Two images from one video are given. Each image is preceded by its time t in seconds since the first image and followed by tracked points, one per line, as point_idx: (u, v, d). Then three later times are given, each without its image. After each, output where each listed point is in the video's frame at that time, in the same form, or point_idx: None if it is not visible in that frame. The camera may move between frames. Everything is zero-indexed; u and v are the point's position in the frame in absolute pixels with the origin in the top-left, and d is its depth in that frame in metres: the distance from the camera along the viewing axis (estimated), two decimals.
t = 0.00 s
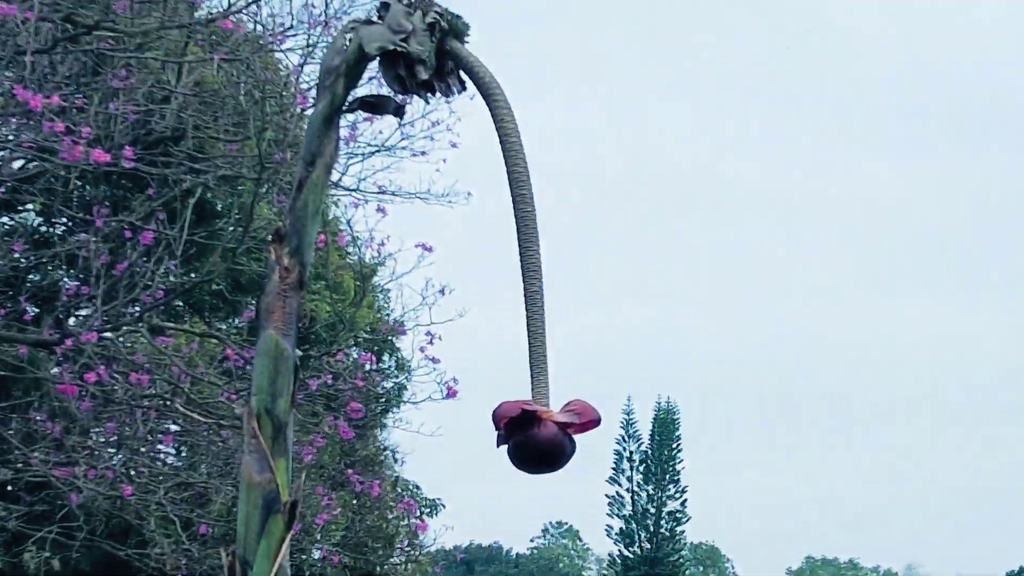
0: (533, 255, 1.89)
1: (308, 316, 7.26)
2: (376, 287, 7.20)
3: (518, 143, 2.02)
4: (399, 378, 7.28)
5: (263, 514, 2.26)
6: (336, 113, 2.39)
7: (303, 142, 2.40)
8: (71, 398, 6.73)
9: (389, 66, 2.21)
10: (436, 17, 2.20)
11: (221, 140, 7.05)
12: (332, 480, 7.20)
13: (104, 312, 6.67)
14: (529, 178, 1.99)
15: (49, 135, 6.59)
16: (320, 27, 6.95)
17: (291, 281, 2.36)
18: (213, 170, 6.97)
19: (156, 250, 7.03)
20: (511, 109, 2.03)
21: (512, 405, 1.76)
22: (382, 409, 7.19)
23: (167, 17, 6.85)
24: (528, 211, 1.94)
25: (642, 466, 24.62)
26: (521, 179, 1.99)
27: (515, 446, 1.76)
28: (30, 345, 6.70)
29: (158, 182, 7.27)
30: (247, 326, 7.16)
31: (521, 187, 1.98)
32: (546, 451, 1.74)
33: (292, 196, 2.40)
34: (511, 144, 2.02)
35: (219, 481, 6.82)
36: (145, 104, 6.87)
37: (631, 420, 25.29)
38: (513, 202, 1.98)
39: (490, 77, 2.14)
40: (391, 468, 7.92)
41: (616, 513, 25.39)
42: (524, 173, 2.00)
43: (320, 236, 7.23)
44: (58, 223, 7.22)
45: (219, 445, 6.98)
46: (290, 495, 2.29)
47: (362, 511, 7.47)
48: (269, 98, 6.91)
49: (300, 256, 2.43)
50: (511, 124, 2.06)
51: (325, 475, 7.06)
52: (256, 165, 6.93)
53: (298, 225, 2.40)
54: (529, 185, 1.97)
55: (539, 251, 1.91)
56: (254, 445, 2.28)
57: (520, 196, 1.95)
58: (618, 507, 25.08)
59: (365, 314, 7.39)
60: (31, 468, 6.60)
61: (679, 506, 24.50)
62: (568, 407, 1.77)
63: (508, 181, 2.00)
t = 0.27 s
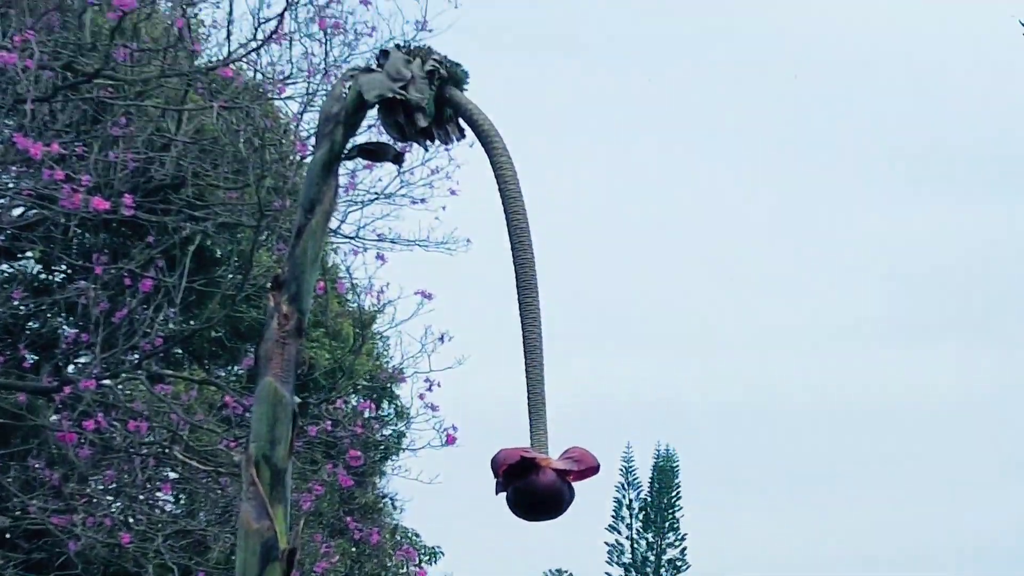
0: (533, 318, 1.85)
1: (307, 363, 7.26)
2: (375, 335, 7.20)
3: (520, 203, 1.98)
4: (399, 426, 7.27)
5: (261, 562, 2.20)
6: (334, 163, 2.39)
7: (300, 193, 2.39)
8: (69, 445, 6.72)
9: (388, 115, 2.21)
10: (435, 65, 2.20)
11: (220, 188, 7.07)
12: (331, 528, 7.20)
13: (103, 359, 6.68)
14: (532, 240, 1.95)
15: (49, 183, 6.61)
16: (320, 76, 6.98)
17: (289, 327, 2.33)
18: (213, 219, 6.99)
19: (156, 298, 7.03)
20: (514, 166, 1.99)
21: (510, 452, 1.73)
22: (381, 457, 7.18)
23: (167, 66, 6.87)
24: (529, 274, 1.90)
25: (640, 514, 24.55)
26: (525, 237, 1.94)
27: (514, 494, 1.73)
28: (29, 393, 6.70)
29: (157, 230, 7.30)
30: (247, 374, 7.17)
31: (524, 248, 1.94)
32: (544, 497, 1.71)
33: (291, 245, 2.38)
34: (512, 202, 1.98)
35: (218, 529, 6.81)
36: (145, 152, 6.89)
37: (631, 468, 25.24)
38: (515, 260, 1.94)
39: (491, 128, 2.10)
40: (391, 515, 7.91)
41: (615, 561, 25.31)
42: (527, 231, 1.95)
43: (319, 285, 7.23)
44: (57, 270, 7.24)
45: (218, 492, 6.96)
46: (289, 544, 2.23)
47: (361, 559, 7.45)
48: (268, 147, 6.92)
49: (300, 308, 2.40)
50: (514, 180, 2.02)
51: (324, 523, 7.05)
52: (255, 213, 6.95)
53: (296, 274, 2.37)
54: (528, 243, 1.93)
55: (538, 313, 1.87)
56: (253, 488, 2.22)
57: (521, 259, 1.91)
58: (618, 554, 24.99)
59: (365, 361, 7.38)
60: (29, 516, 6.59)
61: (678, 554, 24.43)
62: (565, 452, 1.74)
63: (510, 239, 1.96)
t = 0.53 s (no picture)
0: (534, 360, 1.84)
1: (305, 396, 7.26)
2: (374, 367, 7.21)
3: (522, 243, 1.97)
4: (397, 459, 7.27)
5: None
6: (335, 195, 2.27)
7: (299, 227, 2.27)
8: (68, 478, 6.72)
9: (388, 147, 2.18)
10: (434, 98, 2.16)
11: (219, 221, 7.09)
12: (329, 561, 7.21)
13: (102, 392, 6.68)
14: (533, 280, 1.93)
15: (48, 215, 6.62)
16: (319, 109, 7.00)
17: (288, 362, 2.20)
18: (212, 252, 7.00)
19: (155, 331, 7.04)
20: (515, 205, 1.97)
21: (509, 485, 1.70)
22: (380, 490, 7.18)
23: (167, 99, 6.89)
24: (530, 316, 1.89)
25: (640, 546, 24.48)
26: (526, 276, 1.93)
27: (512, 527, 1.70)
28: (27, 425, 6.70)
29: (157, 263, 7.31)
30: (245, 407, 7.18)
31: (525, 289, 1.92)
32: (545, 532, 1.68)
33: (290, 280, 2.25)
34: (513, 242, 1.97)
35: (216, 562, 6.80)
36: (144, 185, 6.90)
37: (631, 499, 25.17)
38: (516, 302, 1.92)
39: (492, 163, 2.09)
40: (390, 548, 7.90)
41: None
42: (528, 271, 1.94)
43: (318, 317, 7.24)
44: (56, 302, 7.25)
45: (217, 525, 6.96)
46: None
47: None
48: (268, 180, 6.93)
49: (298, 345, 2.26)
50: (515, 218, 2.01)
51: (322, 556, 7.04)
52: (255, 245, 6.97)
53: (296, 309, 2.24)
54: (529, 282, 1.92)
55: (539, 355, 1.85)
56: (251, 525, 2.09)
57: (522, 300, 1.90)
58: None
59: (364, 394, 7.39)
60: (28, 549, 6.59)
61: None
62: (566, 486, 1.70)
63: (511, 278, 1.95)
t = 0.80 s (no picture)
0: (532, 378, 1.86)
1: (304, 414, 7.25)
2: (373, 385, 7.20)
3: (520, 264, 1.99)
4: (395, 476, 7.26)
5: None
6: (334, 208, 2.25)
7: (297, 241, 2.26)
8: (65, 496, 6.70)
9: (386, 163, 2.15)
10: (433, 113, 2.13)
11: (218, 238, 7.08)
12: None
13: (100, 410, 6.67)
14: (532, 308, 1.96)
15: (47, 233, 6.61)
16: (318, 127, 7.00)
17: (285, 378, 2.19)
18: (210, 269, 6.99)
19: (153, 348, 7.03)
20: (514, 226, 2.00)
21: (508, 501, 1.69)
22: (378, 509, 7.16)
23: (166, 116, 6.90)
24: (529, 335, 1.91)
25: (638, 565, 24.43)
26: (524, 305, 1.96)
27: (511, 544, 1.70)
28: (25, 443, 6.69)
29: (155, 280, 7.30)
30: (244, 425, 7.16)
31: (523, 317, 1.95)
32: (545, 549, 1.68)
33: (289, 293, 2.23)
34: (514, 268, 1.99)
35: None
36: (143, 203, 6.90)
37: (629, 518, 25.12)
38: (514, 322, 1.95)
39: (491, 182, 2.10)
40: (388, 565, 7.90)
41: None
42: (526, 299, 1.96)
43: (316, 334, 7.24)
44: (54, 320, 7.25)
45: (214, 544, 6.94)
46: None
47: None
48: (267, 198, 6.93)
49: (298, 358, 2.25)
50: (515, 246, 2.03)
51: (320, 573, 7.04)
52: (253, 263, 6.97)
53: (294, 323, 2.22)
54: (528, 311, 1.94)
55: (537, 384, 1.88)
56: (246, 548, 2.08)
57: (520, 320, 1.92)
58: None
59: (362, 413, 7.38)
60: (25, 567, 6.57)
61: None
62: (564, 503, 1.70)
63: (510, 305, 1.97)
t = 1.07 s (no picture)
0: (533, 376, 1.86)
1: (304, 413, 7.25)
2: (373, 385, 7.20)
3: (520, 261, 1.99)
4: (396, 475, 7.26)
5: None
6: (331, 210, 2.37)
7: (297, 240, 2.38)
8: (65, 495, 6.69)
9: (386, 161, 2.22)
10: (433, 111, 2.19)
11: (218, 237, 7.08)
12: None
13: (100, 408, 6.66)
14: (532, 305, 1.95)
15: (47, 232, 6.61)
16: (318, 125, 7.00)
17: (284, 376, 2.33)
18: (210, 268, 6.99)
19: (153, 347, 7.03)
20: (514, 223, 1.99)
21: (509, 500, 1.74)
22: (378, 508, 7.16)
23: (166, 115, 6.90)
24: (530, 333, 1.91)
25: (638, 564, 24.41)
26: (525, 302, 1.96)
27: (511, 541, 1.75)
28: (25, 442, 6.69)
29: (155, 279, 7.30)
30: (244, 423, 7.16)
31: (524, 315, 1.95)
32: (545, 545, 1.73)
33: (289, 292, 2.37)
34: (514, 266, 1.99)
35: None
36: (143, 201, 6.90)
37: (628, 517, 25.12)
38: (515, 320, 1.95)
39: (491, 181, 2.10)
40: (388, 564, 7.89)
41: None
42: (527, 297, 1.96)
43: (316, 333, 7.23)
44: (54, 319, 7.25)
45: (215, 543, 6.93)
46: None
47: None
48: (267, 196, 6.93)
49: (298, 355, 2.38)
50: (515, 243, 2.03)
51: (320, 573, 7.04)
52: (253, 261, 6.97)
53: (294, 320, 2.36)
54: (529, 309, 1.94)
55: (538, 383, 1.88)
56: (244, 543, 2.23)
57: (521, 317, 1.92)
58: None
59: (362, 411, 7.38)
60: (25, 566, 6.57)
61: None
62: (565, 502, 1.76)
63: (511, 302, 1.97)
